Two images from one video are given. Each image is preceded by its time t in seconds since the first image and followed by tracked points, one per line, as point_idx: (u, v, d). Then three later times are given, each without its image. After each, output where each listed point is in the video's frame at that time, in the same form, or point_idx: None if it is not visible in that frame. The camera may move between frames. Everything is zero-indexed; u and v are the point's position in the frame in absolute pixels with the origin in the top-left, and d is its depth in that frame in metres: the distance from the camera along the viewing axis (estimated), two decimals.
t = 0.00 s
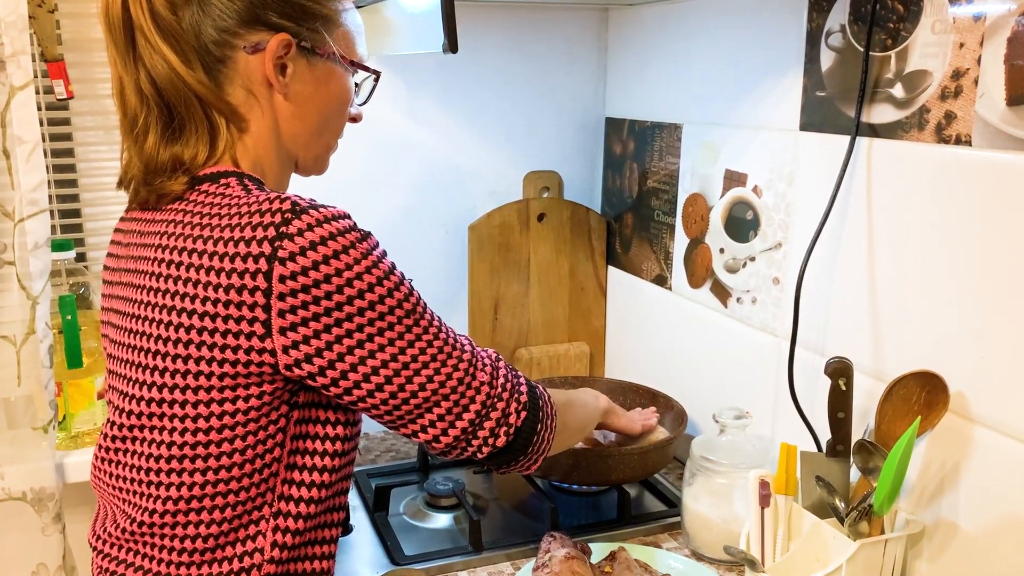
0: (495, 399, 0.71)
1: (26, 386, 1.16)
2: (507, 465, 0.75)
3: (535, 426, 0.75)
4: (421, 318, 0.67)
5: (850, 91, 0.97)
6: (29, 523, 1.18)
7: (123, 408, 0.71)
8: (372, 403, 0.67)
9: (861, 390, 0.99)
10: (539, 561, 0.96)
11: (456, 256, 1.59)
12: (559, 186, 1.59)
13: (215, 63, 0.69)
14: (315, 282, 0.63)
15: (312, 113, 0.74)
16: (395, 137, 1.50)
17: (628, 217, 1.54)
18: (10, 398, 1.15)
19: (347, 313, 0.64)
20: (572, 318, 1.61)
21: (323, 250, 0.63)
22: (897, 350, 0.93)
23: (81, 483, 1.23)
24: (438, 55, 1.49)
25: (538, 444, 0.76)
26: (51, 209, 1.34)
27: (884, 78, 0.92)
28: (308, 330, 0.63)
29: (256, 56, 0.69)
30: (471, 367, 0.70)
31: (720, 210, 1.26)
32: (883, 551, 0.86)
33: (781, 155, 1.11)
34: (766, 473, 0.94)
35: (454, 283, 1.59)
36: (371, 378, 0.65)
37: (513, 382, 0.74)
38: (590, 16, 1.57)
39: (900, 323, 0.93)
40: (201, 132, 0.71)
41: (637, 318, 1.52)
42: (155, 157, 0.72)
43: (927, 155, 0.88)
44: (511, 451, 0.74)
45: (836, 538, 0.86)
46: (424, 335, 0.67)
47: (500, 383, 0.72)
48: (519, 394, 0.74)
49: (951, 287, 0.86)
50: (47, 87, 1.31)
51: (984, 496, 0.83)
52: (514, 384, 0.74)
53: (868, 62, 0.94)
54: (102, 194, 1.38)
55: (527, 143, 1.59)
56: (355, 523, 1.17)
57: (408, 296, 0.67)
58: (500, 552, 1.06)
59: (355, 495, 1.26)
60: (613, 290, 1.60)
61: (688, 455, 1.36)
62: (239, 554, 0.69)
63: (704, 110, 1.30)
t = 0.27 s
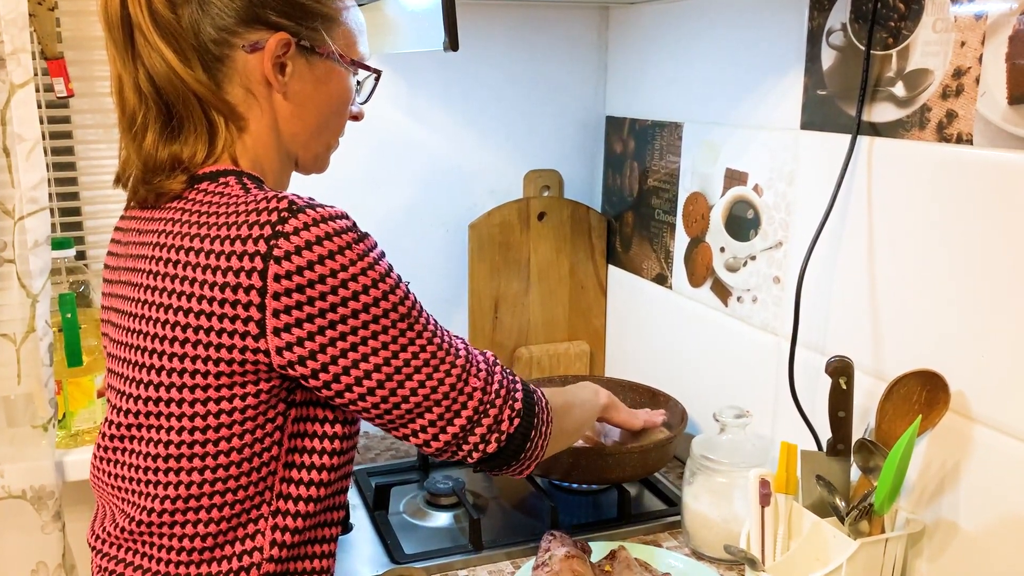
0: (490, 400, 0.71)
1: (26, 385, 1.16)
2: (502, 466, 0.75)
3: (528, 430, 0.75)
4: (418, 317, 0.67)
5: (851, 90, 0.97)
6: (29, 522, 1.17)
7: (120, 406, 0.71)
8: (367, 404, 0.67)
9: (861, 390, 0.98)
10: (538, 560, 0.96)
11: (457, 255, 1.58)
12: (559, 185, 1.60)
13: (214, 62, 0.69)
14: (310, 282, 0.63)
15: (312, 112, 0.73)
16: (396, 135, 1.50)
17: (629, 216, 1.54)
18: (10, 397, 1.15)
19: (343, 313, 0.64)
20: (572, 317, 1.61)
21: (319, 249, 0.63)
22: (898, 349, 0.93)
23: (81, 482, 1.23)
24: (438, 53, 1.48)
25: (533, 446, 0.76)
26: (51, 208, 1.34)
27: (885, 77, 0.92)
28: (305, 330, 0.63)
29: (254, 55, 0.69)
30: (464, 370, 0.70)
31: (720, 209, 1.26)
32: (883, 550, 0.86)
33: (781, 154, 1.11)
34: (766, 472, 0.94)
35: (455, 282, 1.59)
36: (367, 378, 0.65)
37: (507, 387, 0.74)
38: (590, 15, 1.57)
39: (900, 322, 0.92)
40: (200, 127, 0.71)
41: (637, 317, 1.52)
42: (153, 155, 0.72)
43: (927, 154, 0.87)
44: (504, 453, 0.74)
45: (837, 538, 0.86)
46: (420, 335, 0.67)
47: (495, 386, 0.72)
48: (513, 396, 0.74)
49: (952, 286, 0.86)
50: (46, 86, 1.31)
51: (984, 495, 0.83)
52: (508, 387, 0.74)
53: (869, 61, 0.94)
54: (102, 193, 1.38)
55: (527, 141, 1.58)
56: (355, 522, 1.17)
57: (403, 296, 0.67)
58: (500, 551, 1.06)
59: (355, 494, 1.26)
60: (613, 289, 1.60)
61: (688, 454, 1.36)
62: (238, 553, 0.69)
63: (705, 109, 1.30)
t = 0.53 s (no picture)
0: (482, 393, 0.71)
1: (25, 383, 1.15)
2: (497, 453, 0.75)
3: (523, 416, 0.74)
4: (407, 312, 0.67)
5: (852, 88, 0.97)
6: (28, 520, 1.18)
7: (114, 408, 0.71)
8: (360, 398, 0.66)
9: (861, 389, 0.98)
10: (538, 558, 0.96)
11: (457, 253, 1.58)
12: (559, 183, 1.60)
13: (200, 57, 0.69)
14: (298, 278, 0.62)
15: (300, 109, 0.73)
16: (396, 134, 1.50)
17: (629, 214, 1.53)
18: (9, 395, 1.15)
19: (331, 308, 0.64)
20: (572, 315, 1.61)
21: (306, 245, 0.63)
22: (898, 348, 0.93)
23: (81, 479, 1.23)
24: (438, 51, 1.48)
25: (526, 435, 0.75)
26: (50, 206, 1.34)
27: (885, 75, 0.92)
28: (294, 326, 0.63)
29: (240, 51, 0.68)
30: (458, 359, 0.70)
31: (721, 208, 1.26)
32: (883, 549, 0.86)
33: (781, 153, 1.11)
34: (767, 471, 0.94)
35: (455, 281, 1.59)
36: (359, 372, 0.65)
37: (501, 375, 0.73)
38: (590, 14, 1.57)
39: (901, 321, 0.92)
40: (186, 124, 0.71)
41: (637, 316, 1.52)
42: (141, 150, 0.72)
43: (928, 152, 0.87)
44: (498, 444, 0.74)
45: (837, 537, 0.86)
46: (410, 329, 0.67)
47: (487, 379, 0.72)
48: (506, 385, 0.73)
49: (953, 285, 0.85)
50: (46, 83, 1.31)
51: (984, 494, 0.83)
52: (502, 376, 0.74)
53: (870, 59, 0.94)
54: (101, 191, 1.38)
55: (527, 140, 1.58)
56: (354, 520, 1.17)
57: (393, 289, 0.67)
58: (499, 550, 1.06)
59: (355, 492, 1.26)
60: (613, 288, 1.60)
61: (688, 453, 1.36)
62: (235, 550, 0.69)
63: (705, 107, 1.30)
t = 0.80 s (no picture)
0: (465, 397, 0.71)
1: (25, 382, 1.16)
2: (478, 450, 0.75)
3: (504, 414, 0.74)
4: (390, 321, 0.67)
5: (851, 87, 0.97)
6: (28, 519, 1.18)
7: (98, 414, 0.71)
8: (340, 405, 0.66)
9: (861, 388, 0.98)
10: (538, 557, 0.96)
11: (457, 252, 1.58)
12: (558, 182, 1.60)
13: (180, 56, 0.69)
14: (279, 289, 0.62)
15: (280, 109, 0.72)
16: (395, 133, 1.50)
17: (629, 214, 1.53)
18: (9, 394, 1.15)
19: (313, 320, 0.63)
20: (572, 315, 1.61)
21: (286, 257, 0.62)
22: (898, 347, 0.93)
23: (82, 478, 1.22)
24: (438, 51, 1.48)
25: (506, 433, 0.75)
26: (50, 205, 1.34)
27: (885, 75, 0.92)
28: (274, 336, 0.63)
29: (217, 49, 0.67)
30: (438, 365, 0.69)
31: (720, 207, 1.26)
32: (882, 548, 0.86)
33: (781, 152, 1.11)
34: (766, 470, 0.94)
35: (454, 280, 1.59)
36: (340, 381, 0.65)
37: (485, 375, 0.73)
38: (590, 13, 1.57)
39: (900, 320, 0.92)
40: (163, 124, 0.71)
41: (637, 315, 1.52)
42: (122, 151, 0.72)
43: (927, 151, 0.87)
44: (478, 443, 0.74)
45: (837, 536, 0.86)
46: (391, 340, 0.67)
47: (472, 378, 0.72)
48: (489, 384, 0.73)
49: (953, 283, 0.85)
50: (46, 83, 1.31)
51: (984, 494, 0.83)
52: (486, 375, 0.74)
53: (870, 58, 0.93)
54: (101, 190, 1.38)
55: (527, 139, 1.58)
56: (354, 519, 1.17)
57: (376, 298, 0.66)
58: (499, 549, 1.06)
59: (354, 491, 1.26)
60: (613, 287, 1.60)
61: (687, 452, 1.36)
62: (221, 552, 0.69)
63: (705, 107, 1.30)
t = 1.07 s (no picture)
0: (354, 488, 0.61)
1: (26, 382, 1.16)
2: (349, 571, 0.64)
3: (388, 524, 0.64)
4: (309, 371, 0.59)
5: (853, 87, 0.97)
6: (30, 518, 1.19)
7: (75, 417, 0.69)
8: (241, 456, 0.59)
9: (861, 388, 0.98)
10: (539, 557, 0.96)
11: (457, 252, 1.58)
12: (559, 182, 1.61)
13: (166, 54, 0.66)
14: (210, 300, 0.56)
15: (269, 110, 0.67)
16: (397, 133, 1.50)
17: (629, 214, 1.53)
18: (10, 394, 1.16)
19: (238, 344, 0.57)
20: (573, 314, 1.61)
21: (224, 266, 0.57)
22: (899, 347, 0.93)
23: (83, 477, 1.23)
24: (439, 51, 1.48)
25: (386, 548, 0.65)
26: (51, 205, 1.34)
27: (886, 75, 0.92)
28: (196, 354, 0.57)
29: (203, 45, 0.64)
30: (351, 444, 0.61)
31: (721, 207, 1.26)
32: (883, 549, 0.86)
33: (782, 152, 1.11)
34: (766, 470, 0.94)
35: (455, 280, 1.59)
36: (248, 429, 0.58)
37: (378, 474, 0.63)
38: (591, 13, 1.57)
39: (901, 320, 0.92)
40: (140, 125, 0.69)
41: (637, 315, 1.52)
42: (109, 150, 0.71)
43: (929, 151, 0.87)
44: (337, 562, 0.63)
45: (837, 536, 0.86)
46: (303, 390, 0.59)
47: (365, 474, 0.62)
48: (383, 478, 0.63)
49: (955, 283, 0.85)
50: (47, 83, 1.31)
51: (985, 494, 0.83)
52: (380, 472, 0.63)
53: (871, 58, 0.93)
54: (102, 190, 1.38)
55: (527, 139, 1.58)
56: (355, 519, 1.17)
57: (304, 347, 0.59)
58: (500, 548, 1.06)
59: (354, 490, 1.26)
60: (614, 286, 1.60)
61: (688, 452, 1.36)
62: None
63: (705, 107, 1.30)
